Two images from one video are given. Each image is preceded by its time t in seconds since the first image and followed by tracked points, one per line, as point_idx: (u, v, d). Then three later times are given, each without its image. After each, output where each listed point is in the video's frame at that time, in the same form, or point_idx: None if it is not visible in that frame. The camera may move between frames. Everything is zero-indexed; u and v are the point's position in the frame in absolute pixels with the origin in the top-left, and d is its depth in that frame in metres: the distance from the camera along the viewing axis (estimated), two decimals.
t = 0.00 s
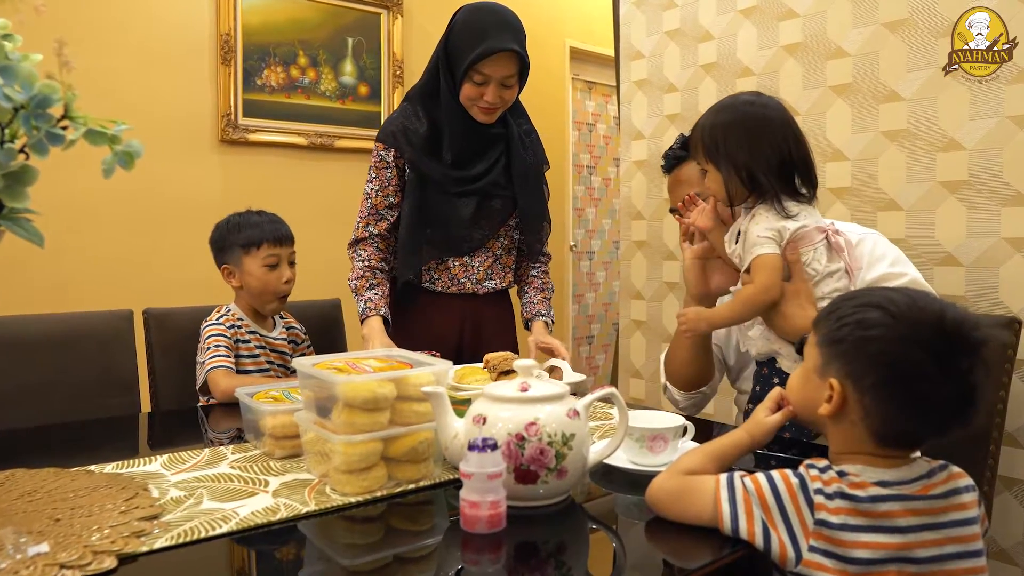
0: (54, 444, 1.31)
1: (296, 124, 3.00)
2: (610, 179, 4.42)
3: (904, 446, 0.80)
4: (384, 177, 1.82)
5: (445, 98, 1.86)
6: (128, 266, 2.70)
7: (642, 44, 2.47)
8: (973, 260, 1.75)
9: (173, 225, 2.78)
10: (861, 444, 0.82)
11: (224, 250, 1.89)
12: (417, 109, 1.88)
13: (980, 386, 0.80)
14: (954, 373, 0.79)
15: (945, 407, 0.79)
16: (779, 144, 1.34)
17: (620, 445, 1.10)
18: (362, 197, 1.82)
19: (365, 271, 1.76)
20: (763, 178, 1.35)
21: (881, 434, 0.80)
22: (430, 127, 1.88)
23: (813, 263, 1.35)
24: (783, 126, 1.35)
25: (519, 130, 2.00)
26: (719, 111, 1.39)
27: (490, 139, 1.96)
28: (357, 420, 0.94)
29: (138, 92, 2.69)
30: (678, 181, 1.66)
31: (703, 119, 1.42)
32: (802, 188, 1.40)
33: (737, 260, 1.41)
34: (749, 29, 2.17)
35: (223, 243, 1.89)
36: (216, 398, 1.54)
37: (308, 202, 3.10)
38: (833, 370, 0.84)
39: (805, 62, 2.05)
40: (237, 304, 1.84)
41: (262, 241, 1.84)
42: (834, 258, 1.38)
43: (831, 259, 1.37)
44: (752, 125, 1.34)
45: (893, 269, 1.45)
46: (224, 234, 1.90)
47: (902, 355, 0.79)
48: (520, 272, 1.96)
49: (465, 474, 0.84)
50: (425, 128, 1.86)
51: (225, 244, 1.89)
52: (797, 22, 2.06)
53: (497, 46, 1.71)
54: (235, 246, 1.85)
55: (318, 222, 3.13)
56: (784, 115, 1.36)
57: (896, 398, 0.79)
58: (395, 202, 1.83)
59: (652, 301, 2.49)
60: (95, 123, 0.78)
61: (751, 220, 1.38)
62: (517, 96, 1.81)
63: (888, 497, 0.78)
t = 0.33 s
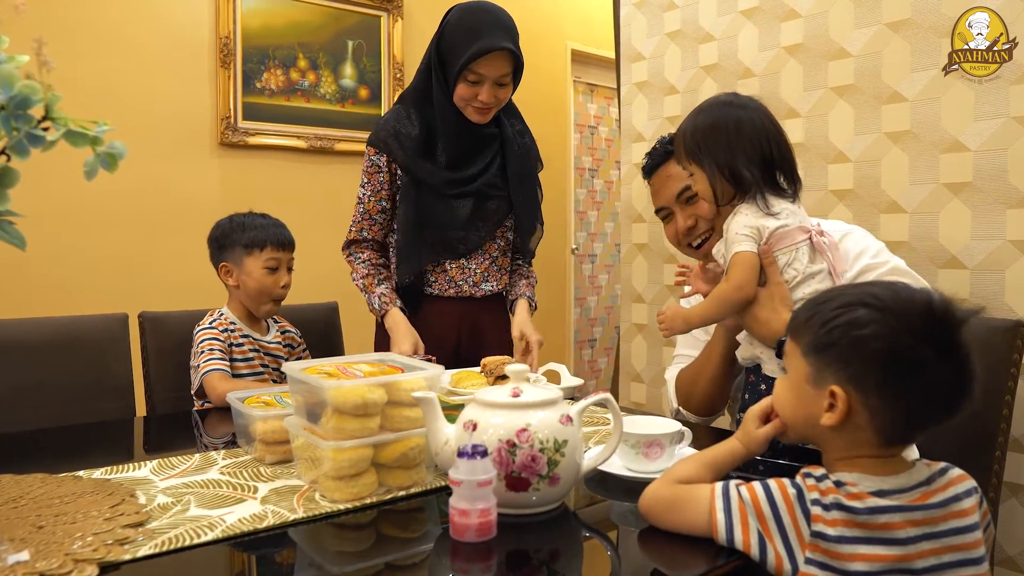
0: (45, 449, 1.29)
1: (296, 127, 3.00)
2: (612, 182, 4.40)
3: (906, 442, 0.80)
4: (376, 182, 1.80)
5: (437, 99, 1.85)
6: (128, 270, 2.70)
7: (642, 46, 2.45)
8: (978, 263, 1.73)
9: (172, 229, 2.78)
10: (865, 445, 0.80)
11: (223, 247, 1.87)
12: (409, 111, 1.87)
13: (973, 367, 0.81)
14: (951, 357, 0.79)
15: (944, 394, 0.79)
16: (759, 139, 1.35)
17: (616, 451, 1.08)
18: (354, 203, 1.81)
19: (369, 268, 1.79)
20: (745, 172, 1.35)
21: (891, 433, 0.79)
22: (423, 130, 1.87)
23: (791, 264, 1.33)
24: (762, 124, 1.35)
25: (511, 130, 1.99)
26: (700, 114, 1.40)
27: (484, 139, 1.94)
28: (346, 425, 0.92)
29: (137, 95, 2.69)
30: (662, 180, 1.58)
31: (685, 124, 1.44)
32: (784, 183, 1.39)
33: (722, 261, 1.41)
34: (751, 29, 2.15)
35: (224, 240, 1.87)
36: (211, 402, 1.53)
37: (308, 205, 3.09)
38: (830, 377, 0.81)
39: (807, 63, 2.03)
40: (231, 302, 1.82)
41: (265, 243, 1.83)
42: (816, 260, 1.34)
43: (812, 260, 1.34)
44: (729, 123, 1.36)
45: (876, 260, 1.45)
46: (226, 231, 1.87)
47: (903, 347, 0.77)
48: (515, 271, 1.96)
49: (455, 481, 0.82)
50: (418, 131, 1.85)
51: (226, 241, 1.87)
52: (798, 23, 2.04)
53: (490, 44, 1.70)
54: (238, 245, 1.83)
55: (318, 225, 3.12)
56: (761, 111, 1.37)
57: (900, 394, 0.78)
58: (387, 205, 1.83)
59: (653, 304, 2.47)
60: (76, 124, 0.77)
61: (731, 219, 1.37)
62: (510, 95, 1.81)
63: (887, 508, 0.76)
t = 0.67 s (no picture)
0: (43, 448, 1.29)
1: (300, 125, 2.99)
2: (619, 179, 4.38)
3: (908, 441, 0.78)
4: (378, 180, 1.79)
5: (437, 94, 1.84)
6: (131, 268, 2.70)
7: (647, 41, 2.43)
8: (988, 260, 1.70)
9: (176, 227, 2.78)
10: (866, 446, 0.78)
11: (224, 244, 1.86)
12: (409, 109, 1.86)
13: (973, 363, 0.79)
14: (950, 354, 0.77)
15: (944, 389, 0.77)
16: (761, 130, 1.33)
17: (617, 451, 1.06)
18: (358, 202, 1.80)
19: (375, 272, 1.77)
20: (749, 164, 1.33)
21: (891, 433, 0.77)
22: (422, 127, 1.86)
23: (795, 259, 1.31)
24: (764, 115, 1.34)
25: (511, 125, 1.98)
26: (701, 111, 1.38)
27: (484, 135, 1.93)
28: (342, 425, 0.91)
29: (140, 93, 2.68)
30: (651, 182, 1.52)
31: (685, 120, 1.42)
32: (786, 173, 1.38)
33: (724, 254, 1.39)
34: (756, 24, 2.12)
35: (225, 238, 1.87)
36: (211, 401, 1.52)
37: (312, 204, 3.08)
38: (829, 376, 0.79)
39: (813, 57, 2.01)
40: (232, 300, 1.82)
41: (266, 241, 1.83)
42: (820, 255, 1.33)
43: (815, 255, 1.32)
44: (730, 116, 1.34)
45: (872, 248, 1.42)
46: (228, 228, 1.87)
47: (902, 345, 0.75)
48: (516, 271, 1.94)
49: (450, 482, 0.80)
50: (417, 129, 1.84)
51: (227, 238, 1.86)
52: (804, 17, 2.01)
53: (493, 35, 1.69)
54: (239, 243, 1.83)
55: (322, 223, 3.12)
56: (762, 102, 1.35)
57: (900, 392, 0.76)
58: (389, 203, 1.82)
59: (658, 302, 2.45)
60: (64, 119, 0.75)
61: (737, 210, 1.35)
62: (513, 88, 1.79)
63: (890, 511, 0.74)
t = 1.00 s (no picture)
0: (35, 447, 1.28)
1: (299, 122, 2.98)
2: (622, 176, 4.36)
3: (905, 440, 0.76)
4: (375, 175, 1.78)
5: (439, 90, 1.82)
6: (130, 267, 2.69)
7: (648, 37, 2.41)
8: (992, 256, 1.68)
9: (175, 225, 2.77)
10: (862, 446, 0.77)
11: (210, 242, 1.85)
12: (411, 104, 1.85)
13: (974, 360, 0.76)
14: (946, 351, 0.74)
15: (942, 388, 0.75)
16: (767, 125, 1.31)
17: (614, 450, 1.05)
18: (353, 197, 1.79)
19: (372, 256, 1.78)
20: (753, 158, 1.31)
21: (887, 432, 0.75)
22: (423, 122, 1.84)
23: (804, 256, 1.29)
24: (770, 109, 1.31)
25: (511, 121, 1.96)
26: (705, 106, 1.37)
27: (484, 132, 1.91)
28: (332, 424, 0.90)
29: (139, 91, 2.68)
30: (646, 187, 1.57)
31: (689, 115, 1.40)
32: (795, 168, 1.35)
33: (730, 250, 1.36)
34: (758, 18, 2.10)
35: (210, 234, 1.85)
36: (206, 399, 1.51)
37: (311, 201, 3.07)
38: (822, 372, 0.77)
39: (816, 52, 1.98)
40: (220, 297, 1.81)
41: (252, 238, 1.82)
42: (828, 253, 1.31)
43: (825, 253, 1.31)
44: (734, 110, 1.32)
45: (876, 245, 1.40)
46: (214, 224, 1.86)
47: (896, 341, 0.73)
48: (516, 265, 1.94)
49: (441, 482, 0.79)
50: (417, 125, 1.82)
51: (213, 235, 1.85)
52: (806, 11, 1.99)
53: (495, 27, 1.67)
54: (225, 240, 1.82)
55: (322, 220, 3.10)
56: (770, 96, 1.32)
57: (895, 388, 0.74)
58: (387, 199, 1.82)
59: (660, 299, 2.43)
60: (45, 113, 0.74)
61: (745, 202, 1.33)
62: (515, 82, 1.77)
63: (888, 515, 0.72)
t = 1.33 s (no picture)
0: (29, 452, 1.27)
1: (300, 124, 2.97)
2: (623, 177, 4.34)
3: (893, 447, 0.74)
4: (388, 170, 1.74)
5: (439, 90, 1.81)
6: (130, 270, 2.69)
7: (648, 37, 2.40)
8: (996, 256, 1.66)
9: (174, 227, 2.76)
10: (853, 455, 0.75)
11: (205, 246, 1.84)
12: (412, 105, 1.83)
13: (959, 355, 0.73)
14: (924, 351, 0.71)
15: (923, 390, 0.72)
16: (773, 122, 1.29)
17: (610, 455, 1.03)
18: (368, 191, 1.73)
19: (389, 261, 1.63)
20: (763, 157, 1.29)
21: (872, 441, 0.73)
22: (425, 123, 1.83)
23: (811, 259, 1.28)
24: (775, 105, 1.30)
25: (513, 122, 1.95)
26: (709, 102, 1.34)
27: (486, 134, 1.90)
28: (322, 430, 0.88)
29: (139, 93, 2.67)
30: (658, 181, 1.56)
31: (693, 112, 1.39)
32: (802, 166, 1.34)
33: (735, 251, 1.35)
34: (758, 18, 2.09)
35: (205, 238, 1.84)
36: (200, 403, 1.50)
37: (311, 203, 3.06)
38: (801, 386, 0.76)
39: (816, 51, 1.97)
40: (215, 302, 1.80)
41: (245, 242, 1.81)
42: (836, 256, 1.31)
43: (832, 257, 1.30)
44: (740, 107, 1.30)
45: (883, 246, 1.38)
46: (208, 228, 1.85)
47: (868, 348, 0.71)
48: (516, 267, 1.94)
49: (431, 490, 0.78)
50: (421, 125, 1.81)
51: (208, 238, 1.84)
52: (806, 10, 1.98)
53: (492, 21, 1.66)
54: (219, 244, 1.81)
55: (322, 223, 3.10)
56: (773, 92, 1.31)
57: (874, 395, 0.72)
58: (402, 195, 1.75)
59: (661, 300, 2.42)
60: (28, 116, 0.73)
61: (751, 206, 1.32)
62: (515, 77, 1.76)
63: (888, 525, 0.70)
